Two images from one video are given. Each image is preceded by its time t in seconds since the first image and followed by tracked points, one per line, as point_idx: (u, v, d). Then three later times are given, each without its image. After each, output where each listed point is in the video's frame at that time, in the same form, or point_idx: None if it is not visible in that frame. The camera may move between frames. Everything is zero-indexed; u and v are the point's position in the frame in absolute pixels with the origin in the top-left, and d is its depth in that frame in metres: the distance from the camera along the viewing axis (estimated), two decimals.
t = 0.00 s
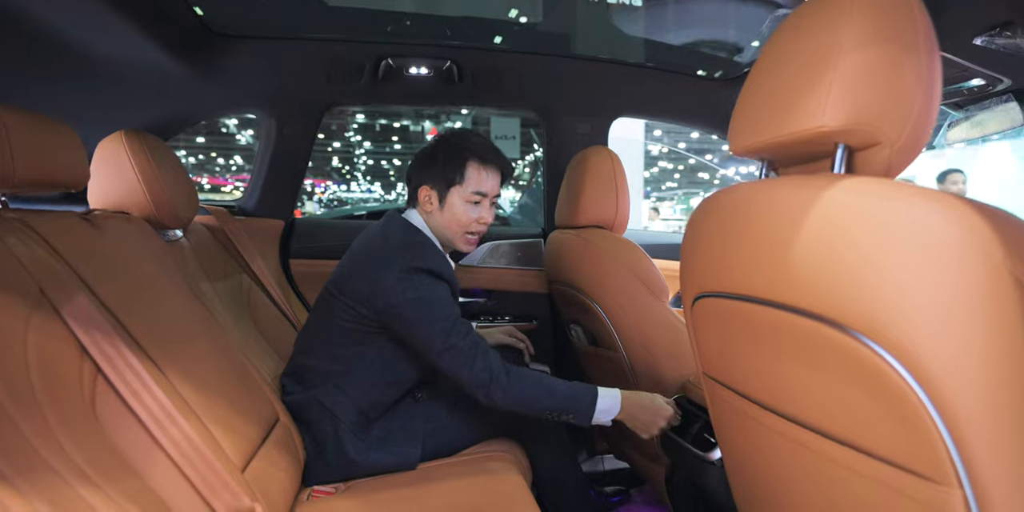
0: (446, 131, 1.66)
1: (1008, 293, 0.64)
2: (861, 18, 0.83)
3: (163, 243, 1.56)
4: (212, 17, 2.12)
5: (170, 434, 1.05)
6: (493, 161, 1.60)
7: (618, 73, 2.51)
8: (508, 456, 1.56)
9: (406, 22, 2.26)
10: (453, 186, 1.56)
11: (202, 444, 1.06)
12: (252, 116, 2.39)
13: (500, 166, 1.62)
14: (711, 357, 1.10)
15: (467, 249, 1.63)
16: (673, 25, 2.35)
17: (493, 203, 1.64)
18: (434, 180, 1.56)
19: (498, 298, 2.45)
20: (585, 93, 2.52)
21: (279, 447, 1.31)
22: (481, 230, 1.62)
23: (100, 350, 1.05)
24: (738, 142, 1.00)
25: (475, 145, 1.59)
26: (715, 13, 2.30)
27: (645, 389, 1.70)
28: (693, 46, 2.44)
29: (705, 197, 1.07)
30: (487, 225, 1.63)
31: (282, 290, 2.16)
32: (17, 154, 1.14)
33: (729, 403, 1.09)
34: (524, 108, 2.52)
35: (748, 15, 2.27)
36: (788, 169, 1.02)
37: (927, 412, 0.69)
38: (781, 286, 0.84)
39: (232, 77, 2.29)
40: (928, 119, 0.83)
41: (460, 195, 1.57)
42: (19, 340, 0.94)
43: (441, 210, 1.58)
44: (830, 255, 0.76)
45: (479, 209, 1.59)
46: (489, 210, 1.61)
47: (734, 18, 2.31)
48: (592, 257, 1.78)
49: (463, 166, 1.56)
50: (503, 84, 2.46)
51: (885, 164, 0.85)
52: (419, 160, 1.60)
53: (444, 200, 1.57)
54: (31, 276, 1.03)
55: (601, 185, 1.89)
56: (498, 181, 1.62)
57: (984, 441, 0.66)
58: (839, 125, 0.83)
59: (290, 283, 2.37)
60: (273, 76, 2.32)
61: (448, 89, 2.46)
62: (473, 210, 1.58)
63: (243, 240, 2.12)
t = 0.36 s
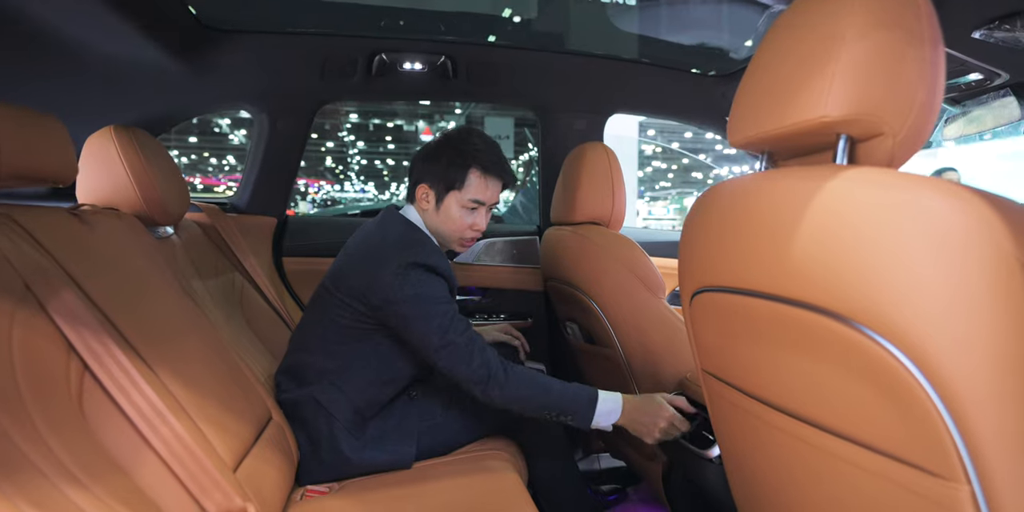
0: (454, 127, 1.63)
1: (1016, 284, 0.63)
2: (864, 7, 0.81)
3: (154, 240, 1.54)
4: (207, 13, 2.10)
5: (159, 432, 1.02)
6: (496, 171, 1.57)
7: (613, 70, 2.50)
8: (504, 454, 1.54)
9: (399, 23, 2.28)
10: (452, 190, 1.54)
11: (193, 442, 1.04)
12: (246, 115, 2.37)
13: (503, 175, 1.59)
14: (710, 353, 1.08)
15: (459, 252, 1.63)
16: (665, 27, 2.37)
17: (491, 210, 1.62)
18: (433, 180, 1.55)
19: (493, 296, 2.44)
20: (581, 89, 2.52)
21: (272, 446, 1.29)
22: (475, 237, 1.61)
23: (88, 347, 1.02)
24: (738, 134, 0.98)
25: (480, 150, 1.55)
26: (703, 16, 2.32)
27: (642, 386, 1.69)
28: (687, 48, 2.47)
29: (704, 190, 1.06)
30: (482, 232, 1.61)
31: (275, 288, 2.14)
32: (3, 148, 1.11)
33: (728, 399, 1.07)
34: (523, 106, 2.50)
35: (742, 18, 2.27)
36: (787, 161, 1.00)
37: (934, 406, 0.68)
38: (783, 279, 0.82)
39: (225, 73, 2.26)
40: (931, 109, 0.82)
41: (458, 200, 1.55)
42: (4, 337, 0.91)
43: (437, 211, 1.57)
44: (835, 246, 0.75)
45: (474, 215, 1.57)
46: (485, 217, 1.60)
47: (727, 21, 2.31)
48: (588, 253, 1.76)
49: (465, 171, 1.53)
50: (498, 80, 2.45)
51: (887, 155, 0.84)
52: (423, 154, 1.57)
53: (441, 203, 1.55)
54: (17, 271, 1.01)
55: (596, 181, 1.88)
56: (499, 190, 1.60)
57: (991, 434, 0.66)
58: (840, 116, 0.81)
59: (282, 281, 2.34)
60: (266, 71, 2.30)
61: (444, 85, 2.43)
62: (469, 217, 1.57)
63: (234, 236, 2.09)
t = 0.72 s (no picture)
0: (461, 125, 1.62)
1: None
2: None
3: (151, 237, 1.53)
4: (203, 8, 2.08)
5: (155, 430, 1.01)
6: (502, 172, 1.55)
7: (612, 68, 2.49)
8: (504, 452, 1.53)
9: (399, 23, 2.27)
10: (456, 190, 1.53)
11: (189, 440, 1.03)
12: (246, 114, 2.37)
13: (509, 176, 1.57)
14: (711, 349, 1.08)
15: (464, 252, 1.62)
16: (665, 28, 2.37)
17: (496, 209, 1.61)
18: (437, 178, 1.54)
19: (492, 294, 2.43)
20: (581, 87, 2.52)
21: (270, 444, 1.28)
22: (479, 236, 1.59)
23: (82, 343, 1.00)
24: (740, 127, 0.97)
25: (485, 150, 1.53)
26: (701, 15, 2.31)
27: (642, 383, 1.68)
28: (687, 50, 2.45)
29: (706, 185, 1.05)
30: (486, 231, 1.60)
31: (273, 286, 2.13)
32: None
33: (729, 396, 1.07)
34: (517, 101, 2.51)
35: (739, 18, 2.28)
36: (789, 155, 0.99)
37: (941, 401, 0.67)
38: (787, 273, 0.81)
39: (223, 69, 2.25)
40: (936, 101, 0.81)
41: (462, 199, 1.54)
42: None
43: (441, 210, 1.55)
44: (839, 239, 0.74)
45: (478, 215, 1.55)
46: (490, 217, 1.58)
47: (726, 20, 2.31)
48: (588, 249, 1.75)
49: (469, 171, 1.52)
50: (497, 76, 2.45)
51: (892, 147, 0.82)
52: (430, 151, 1.56)
53: (445, 202, 1.54)
54: (10, 267, 0.99)
55: (596, 177, 1.87)
56: (505, 191, 1.58)
57: (1000, 429, 0.65)
58: (845, 108, 0.80)
59: (280, 279, 2.33)
60: (264, 68, 2.29)
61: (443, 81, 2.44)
62: (473, 217, 1.55)
63: (232, 234, 2.08)
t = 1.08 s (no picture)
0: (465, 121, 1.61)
1: None
2: None
3: (151, 234, 1.52)
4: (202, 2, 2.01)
5: (155, 427, 1.00)
6: (507, 166, 1.54)
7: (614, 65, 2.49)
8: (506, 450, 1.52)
9: (397, 23, 2.24)
10: (461, 185, 1.52)
11: (189, 438, 1.02)
12: (244, 113, 2.41)
13: (514, 170, 1.56)
14: (715, 346, 1.07)
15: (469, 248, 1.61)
16: (665, 30, 2.34)
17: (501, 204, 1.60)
18: (442, 174, 1.53)
19: (492, 292, 2.42)
20: (582, 84, 2.51)
21: (270, 442, 1.27)
22: (484, 231, 1.58)
23: (82, 340, 0.99)
24: (746, 121, 0.96)
25: (490, 145, 1.53)
26: (699, 15, 2.28)
27: (645, 382, 1.68)
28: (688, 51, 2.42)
29: (710, 181, 1.04)
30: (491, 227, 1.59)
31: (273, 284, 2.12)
32: None
33: (734, 392, 1.06)
34: (518, 97, 2.54)
35: (739, 18, 2.26)
36: (795, 149, 0.98)
37: (952, 394, 0.67)
38: (794, 267, 0.81)
39: (224, 67, 2.24)
40: (946, 93, 0.80)
41: (467, 194, 1.53)
42: None
43: (447, 205, 1.54)
44: (847, 232, 0.73)
45: (484, 210, 1.54)
46: (495, 212, 1.57)
47: (725, 21, 2.29)
48: (589, 246, 1.75)
49: (475, 166, 1.51)
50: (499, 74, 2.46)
51: (901, 140, 0.81)
52: (434, 147, 1.55)
53: (451, 197, 1.53)
54: (8, 262, 0.98)
55: (598, 174, 1.86)
56: (510, 186, 1.57)
57: (1012, 422, 0.64)
58: (853, 100, 0.79)
59: (280, 278, 2.32)
60: (265, 65, 2.28)
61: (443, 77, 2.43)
62: (478, 212, 1.54)
63: (233, 232, 2.07)
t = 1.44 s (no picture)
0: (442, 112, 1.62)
1: None
2: None
3: (152, 232, 1.51)
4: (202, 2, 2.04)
5: (157, 427, 0.99)
6: (487, 142, 1.53)
7: (617, 64, 2.48)
8: (508, 449, 1.51)
9: (396, 23, 2.28)
10: (445, 169, 1.51)
11: (192, 437, 1.01)
12: (243, 113, 2.40)
13: (496, 147, 1.55)
14: (723, 345, 1.06)
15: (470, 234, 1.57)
16: (664, 28, 2.36)
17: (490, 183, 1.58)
18: (426, 163, 1.52)
19: (494, 291, 2.41)
20: (585, 82, 2.51)
21: (273, 441, 1.27)
22: (480, 214, 1.55)
23: (84, 338, 0.98)
24: (754, 117, 0.95)
25: (466, 126, 1.52)
26: (701, 18, 2.30)
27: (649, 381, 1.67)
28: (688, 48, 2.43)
29: (718, 177, 1.03)
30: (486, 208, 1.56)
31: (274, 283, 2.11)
32: None
33: (741, 391, 1.05)
34: (522, 96, 2.51)
35: (739, 17, 2.28)
36: (805, 145, 0.97)
37: (969, 390, 0.67)
38: (806, 264, 0.80)
39: (226, 65, 2.23)
40: (960, 88, 0.79)
41: (453, 178, 1.52)
42: None
43: (436, 194, 1.53)
44: (861, 228, 0.73)
45: (473, 191, 1.52)
46: (486, 191, 1.55)
47: (725, 21, 2.30)
48: (594, 245, 1.73)
49: (454, 148, 1.51)
50: (502, 73, 2.44)
51: (914, 135, 0.80)
52: (413, 141, 1.55)
53: (438, 184, 1.52)
54: (8, 259, 0.97)
55: (602, 171, 1.85)
56: (496, 162, 1.55)
57: None
58: (866, 95, 0.78)
59: (281, 276, 2.31)
60: (268, 63, 2.27)
61: (446, 75, 2.42)
62: (468, 195, 1.52)
63: (234, 230, 2.05)
